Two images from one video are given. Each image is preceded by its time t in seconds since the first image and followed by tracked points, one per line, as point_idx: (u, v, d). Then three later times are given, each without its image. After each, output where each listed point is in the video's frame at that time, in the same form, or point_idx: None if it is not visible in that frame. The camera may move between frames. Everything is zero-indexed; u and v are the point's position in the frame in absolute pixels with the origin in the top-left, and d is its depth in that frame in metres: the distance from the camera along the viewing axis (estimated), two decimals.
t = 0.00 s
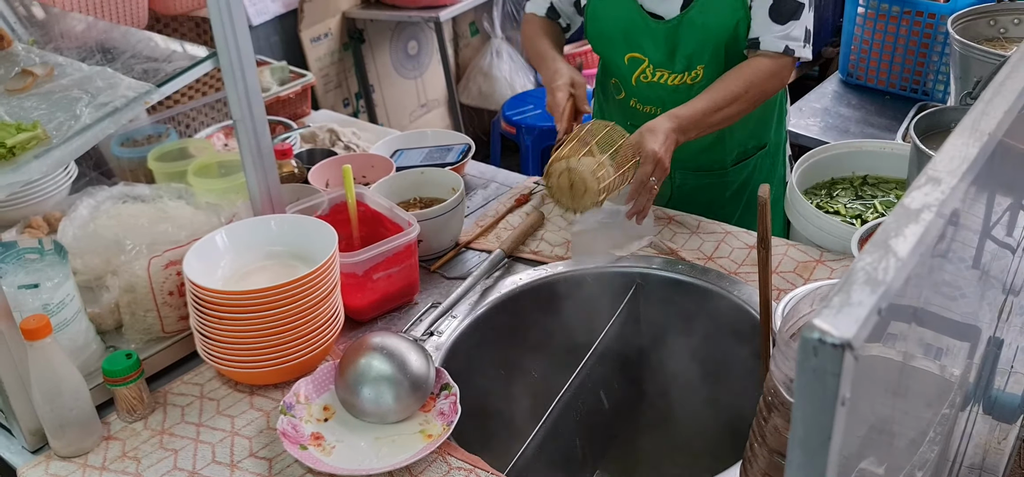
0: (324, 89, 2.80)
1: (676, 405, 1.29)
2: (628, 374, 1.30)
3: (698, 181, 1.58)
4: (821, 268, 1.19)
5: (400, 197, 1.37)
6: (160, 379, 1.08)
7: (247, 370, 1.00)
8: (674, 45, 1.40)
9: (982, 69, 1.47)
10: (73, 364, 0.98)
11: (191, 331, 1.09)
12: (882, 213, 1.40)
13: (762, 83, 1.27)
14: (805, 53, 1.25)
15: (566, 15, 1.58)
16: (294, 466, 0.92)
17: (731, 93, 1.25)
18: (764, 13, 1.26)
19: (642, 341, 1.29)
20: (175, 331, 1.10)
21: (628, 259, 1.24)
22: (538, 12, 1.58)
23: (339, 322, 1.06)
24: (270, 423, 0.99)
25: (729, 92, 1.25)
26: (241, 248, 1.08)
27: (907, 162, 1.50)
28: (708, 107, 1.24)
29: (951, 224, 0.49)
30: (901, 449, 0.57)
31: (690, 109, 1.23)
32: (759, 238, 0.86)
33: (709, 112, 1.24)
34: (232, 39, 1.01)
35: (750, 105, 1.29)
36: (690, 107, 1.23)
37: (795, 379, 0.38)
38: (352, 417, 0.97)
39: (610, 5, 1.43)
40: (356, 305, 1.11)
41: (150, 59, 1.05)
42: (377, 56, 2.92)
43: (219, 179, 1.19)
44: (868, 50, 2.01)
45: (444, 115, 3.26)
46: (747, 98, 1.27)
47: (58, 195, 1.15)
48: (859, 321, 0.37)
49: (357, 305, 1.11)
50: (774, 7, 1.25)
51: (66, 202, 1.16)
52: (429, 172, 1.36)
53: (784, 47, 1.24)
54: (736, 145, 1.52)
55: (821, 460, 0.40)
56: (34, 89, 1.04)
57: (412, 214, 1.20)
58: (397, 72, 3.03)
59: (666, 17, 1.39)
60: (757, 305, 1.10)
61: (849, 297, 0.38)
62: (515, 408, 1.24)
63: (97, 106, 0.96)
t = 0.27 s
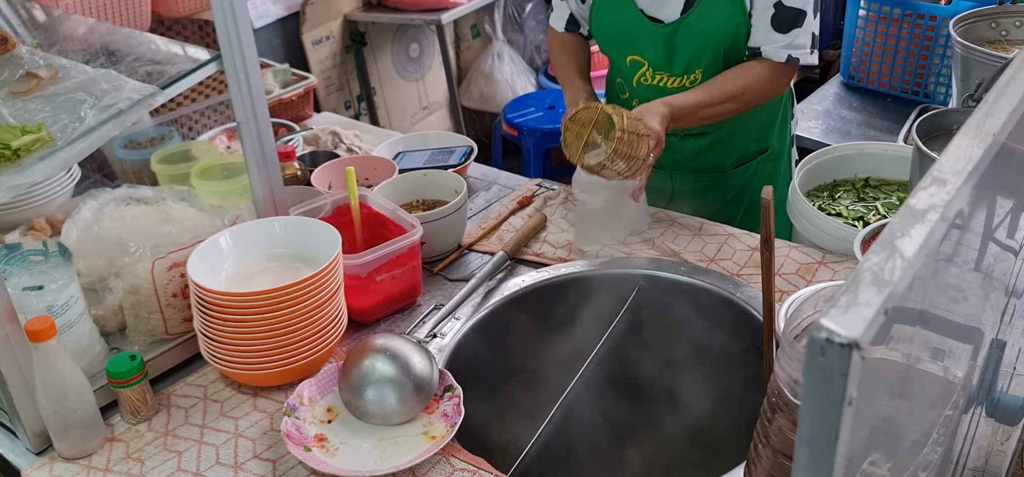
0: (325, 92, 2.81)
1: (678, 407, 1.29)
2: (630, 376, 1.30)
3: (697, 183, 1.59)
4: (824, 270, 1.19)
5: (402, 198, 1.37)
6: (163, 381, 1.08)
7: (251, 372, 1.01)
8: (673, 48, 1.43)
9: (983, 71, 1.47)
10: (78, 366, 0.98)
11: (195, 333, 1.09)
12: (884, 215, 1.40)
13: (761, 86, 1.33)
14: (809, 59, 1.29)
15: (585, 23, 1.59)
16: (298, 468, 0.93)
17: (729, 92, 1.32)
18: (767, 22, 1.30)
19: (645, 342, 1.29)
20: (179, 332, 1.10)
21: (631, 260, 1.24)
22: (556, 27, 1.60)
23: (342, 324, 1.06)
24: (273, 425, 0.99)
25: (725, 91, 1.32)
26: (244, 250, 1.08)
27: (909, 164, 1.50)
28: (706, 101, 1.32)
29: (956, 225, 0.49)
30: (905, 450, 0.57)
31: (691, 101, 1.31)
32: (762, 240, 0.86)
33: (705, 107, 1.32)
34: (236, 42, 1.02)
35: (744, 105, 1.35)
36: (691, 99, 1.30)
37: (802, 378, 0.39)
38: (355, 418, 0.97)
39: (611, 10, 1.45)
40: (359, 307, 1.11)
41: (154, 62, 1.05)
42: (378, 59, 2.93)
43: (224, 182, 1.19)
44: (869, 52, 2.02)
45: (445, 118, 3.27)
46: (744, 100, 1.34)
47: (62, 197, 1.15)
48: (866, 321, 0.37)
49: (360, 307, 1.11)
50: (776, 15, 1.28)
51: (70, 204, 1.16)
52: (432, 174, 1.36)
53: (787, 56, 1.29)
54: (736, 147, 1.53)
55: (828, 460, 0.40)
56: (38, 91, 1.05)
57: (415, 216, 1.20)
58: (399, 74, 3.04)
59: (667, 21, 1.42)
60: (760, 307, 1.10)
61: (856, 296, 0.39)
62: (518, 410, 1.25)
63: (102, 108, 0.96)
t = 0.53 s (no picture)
0: (326, 93, 2.81)
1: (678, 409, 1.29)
2: (631, 378, 1.30)
3: (697, 184, 1.60)
4: (824, 272, 1.19)
5: (403, 200, 1.37)
6: (164, 382, 1.09)
7: (252, 373, 1.01)
8: (675, 51, 1.45)
9: (984, 74, 1.47)
10: (79, 367, 0.98)
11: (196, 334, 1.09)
12: (885, 217, 1.40)
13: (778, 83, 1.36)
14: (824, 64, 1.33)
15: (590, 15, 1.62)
16: (298, 469, 0.93)
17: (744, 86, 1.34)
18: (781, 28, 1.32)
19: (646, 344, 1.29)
20: (180, 334, 1.10)
21: (632, 262, 1.25)
22: (561, 16, 1.63)
23: (343, 325, 1.07)
24: (274, 426, 0.99)
25: (742, 86, 1.34)
26: (246, 251, 1.08)
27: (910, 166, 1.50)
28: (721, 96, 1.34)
29: (958, 227, 0.49)
30: (906, 452, 0.57)
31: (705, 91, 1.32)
32: (764, 242, 0.86)
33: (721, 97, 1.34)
34: (238, 44, 1.02)
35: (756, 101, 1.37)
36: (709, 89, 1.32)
37: (805, 379, 0.39)
38: (356, 420, 0.97)
39: (616, 10, 1.48)
40: (360, 308, 1.11)
41: (156, 63, 1.05)
42: (379, 61, 2.93)
43: (225, 183, 1.19)
44: (869, 55, 2.02)
45: (446, 119, 3.27)
46: (757, 96, 1.36)
47: (63, 198, 1.15)
48: (868, 323, 0.37)
49: (362, 309, 1.11)
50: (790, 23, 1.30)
51: (71, 205, 1.16)
52: (434, 176, 1.36)
53: (805, 62, 1.32)
54: (736, 149, 1.54)
55: (830, 461, 0.40)
56: (40, 92, 1.05)
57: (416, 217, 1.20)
58: (399, 76, 3.04)
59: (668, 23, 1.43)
60: (760, 309, 1.10)
61: (859, 299, 0.39)
62: (518, 412, 1.25)
63: (104, 109, 0.97)
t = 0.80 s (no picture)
0: (326, 96, 2.81)
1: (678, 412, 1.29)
2: (631, 380, 1.30)
3: (697, 187, 1.60)
4: (824, 275, 1.19)
5: (403, 202, 1.37)
6: (164, 384, 1.08)
7: (252, 375, 1.01)
8: (677, 55, 1.44)
9: (983, 77, 1.47)
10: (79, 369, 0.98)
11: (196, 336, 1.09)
12: (885, 220, 1.40)
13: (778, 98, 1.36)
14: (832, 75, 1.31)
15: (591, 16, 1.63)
16: (299, 471, 0.93)
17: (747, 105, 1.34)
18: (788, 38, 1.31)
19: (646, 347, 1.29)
20: (180, 336, 1.10)
21: (632, 265, 1.25)
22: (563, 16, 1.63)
23: (344, 327, 1.07)
24: (274, 428, 0.99)
25: (748, 103, 1.34)
26: (246, 253, 1.08)
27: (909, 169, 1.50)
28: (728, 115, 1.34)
29: (958, 230, 0.49)
30: (906, 454, 0.58)
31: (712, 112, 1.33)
32: (764, 245, 0.86)
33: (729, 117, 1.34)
34: (239, 46, 1.02)
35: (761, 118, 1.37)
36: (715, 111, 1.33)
37: (805, 380, 0.39)
38: (357, 422, 0.97)
39: (619, 11, 1.47)
40: (360, 311, 1.11)
41: (157, 66, 1.05)
42: (379, 63, 2.94)
43: (226, 185, 1.20)
44: (869, 58, 2.02)
45: (445, 122, 3.27)
46: (762, 113, 1.36)
47: (64, 200, 1.15)
48: (868, 325, 0.37)
49: (363, 311, 1.11)
50: (797, 32, 1.29)
51: (72, 208, 1.16)
52: (434, 178, 1.36)
53: (812, 72, 1.31)
54: (735, 153, 1.54)
55: (831, 463, 0.40)
56: (41, 94, 1.05)
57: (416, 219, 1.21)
58: (399, 78, 3.04)
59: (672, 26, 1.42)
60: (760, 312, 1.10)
61: (859, 301, 0.39)
62: (519, 414, 1.25)
63: (105, 111, 0.97)
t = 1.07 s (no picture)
0: (327, 100, 2.81)
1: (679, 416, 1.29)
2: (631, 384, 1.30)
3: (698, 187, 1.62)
4: (824, 279, 1.19)
5: (404, 206, 1.37)
6: (164, 388, 1.08)
7: (253, 378, 1.01)
8: (674, 58, 1.44)
9: (983, 81, 1.48)
10: (79, 372, 0.98)
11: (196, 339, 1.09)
12: (884, 224, 1.41)
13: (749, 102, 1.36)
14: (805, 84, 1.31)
15: (595, 13, 1.63)
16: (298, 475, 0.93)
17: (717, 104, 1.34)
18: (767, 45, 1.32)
19: (646, 350, 1.29)
20: (181, 339, 1.10)
21: (632, 269, 1.25)
22: (567, 12, 1.64)
23: (344, 331, 1.07)
24: (274, 432, 0.99)
25: (716, 105, 1.34)
26: (247, 257, 1.08)
27: (909, 173, 1.50)
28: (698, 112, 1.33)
29: (958, 234, 0.50)
30: (906, 458, 0.58)
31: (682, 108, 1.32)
32: (764, 249, 0.86)
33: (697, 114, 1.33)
34: (240, 49, 1.02)
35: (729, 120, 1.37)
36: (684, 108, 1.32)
37: (805, 384, 0.39)
38: (357, 426, 0.97)
39: (622, 12, 1.47)
40: (360, 314, 1.11)
41: (158, 69, 1.05)
42: (380, 67, 2.94)
43: (226, 188, 1.19)
44: (869, 62, 2.02)
45: (445, 126, 3.28)
46: (730, 116, 1.36)
47: (64, 203, 1.15)
48: (868, 329, 0.37)
49: (363, 314, 1.11)
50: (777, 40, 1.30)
51: (72, 211, 1.16)
52: (434, 182, 1.37)
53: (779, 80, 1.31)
54: (735, 155, 1.55)
55: (831, 467, 0.40)
56: (42, 97, 1.05)
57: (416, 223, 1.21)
58: (400, 82, 3.05)
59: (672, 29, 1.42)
60: (760, 316, 1.10)
61: (859, 305, 0.39)
62: (519, 419, 1.25)
63: (105, 115, 0.97)
